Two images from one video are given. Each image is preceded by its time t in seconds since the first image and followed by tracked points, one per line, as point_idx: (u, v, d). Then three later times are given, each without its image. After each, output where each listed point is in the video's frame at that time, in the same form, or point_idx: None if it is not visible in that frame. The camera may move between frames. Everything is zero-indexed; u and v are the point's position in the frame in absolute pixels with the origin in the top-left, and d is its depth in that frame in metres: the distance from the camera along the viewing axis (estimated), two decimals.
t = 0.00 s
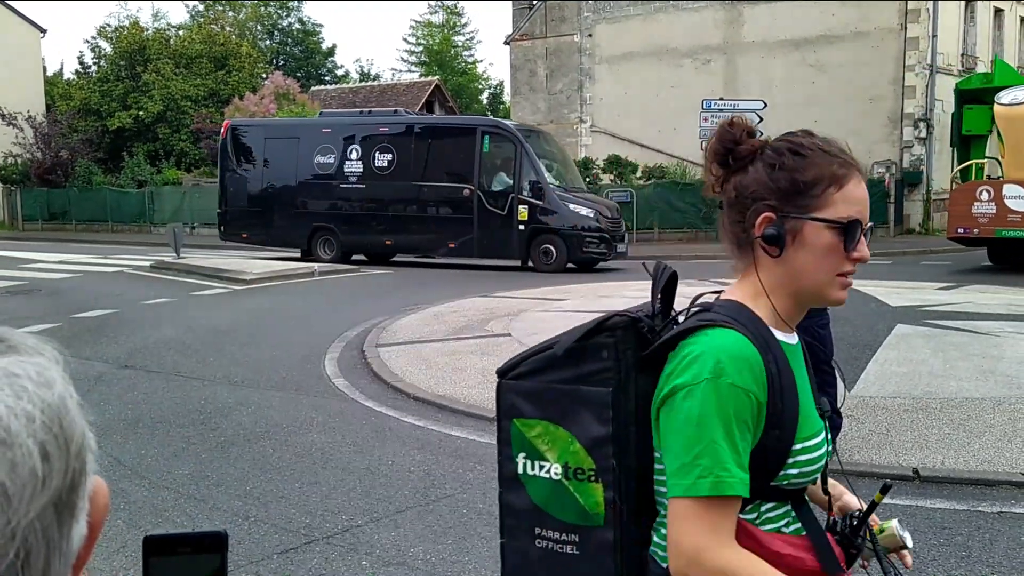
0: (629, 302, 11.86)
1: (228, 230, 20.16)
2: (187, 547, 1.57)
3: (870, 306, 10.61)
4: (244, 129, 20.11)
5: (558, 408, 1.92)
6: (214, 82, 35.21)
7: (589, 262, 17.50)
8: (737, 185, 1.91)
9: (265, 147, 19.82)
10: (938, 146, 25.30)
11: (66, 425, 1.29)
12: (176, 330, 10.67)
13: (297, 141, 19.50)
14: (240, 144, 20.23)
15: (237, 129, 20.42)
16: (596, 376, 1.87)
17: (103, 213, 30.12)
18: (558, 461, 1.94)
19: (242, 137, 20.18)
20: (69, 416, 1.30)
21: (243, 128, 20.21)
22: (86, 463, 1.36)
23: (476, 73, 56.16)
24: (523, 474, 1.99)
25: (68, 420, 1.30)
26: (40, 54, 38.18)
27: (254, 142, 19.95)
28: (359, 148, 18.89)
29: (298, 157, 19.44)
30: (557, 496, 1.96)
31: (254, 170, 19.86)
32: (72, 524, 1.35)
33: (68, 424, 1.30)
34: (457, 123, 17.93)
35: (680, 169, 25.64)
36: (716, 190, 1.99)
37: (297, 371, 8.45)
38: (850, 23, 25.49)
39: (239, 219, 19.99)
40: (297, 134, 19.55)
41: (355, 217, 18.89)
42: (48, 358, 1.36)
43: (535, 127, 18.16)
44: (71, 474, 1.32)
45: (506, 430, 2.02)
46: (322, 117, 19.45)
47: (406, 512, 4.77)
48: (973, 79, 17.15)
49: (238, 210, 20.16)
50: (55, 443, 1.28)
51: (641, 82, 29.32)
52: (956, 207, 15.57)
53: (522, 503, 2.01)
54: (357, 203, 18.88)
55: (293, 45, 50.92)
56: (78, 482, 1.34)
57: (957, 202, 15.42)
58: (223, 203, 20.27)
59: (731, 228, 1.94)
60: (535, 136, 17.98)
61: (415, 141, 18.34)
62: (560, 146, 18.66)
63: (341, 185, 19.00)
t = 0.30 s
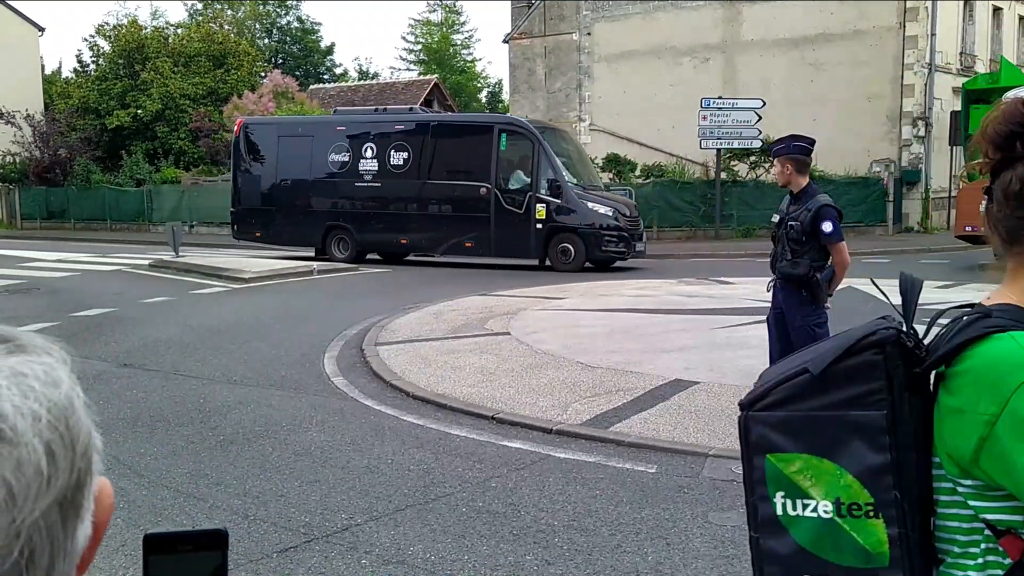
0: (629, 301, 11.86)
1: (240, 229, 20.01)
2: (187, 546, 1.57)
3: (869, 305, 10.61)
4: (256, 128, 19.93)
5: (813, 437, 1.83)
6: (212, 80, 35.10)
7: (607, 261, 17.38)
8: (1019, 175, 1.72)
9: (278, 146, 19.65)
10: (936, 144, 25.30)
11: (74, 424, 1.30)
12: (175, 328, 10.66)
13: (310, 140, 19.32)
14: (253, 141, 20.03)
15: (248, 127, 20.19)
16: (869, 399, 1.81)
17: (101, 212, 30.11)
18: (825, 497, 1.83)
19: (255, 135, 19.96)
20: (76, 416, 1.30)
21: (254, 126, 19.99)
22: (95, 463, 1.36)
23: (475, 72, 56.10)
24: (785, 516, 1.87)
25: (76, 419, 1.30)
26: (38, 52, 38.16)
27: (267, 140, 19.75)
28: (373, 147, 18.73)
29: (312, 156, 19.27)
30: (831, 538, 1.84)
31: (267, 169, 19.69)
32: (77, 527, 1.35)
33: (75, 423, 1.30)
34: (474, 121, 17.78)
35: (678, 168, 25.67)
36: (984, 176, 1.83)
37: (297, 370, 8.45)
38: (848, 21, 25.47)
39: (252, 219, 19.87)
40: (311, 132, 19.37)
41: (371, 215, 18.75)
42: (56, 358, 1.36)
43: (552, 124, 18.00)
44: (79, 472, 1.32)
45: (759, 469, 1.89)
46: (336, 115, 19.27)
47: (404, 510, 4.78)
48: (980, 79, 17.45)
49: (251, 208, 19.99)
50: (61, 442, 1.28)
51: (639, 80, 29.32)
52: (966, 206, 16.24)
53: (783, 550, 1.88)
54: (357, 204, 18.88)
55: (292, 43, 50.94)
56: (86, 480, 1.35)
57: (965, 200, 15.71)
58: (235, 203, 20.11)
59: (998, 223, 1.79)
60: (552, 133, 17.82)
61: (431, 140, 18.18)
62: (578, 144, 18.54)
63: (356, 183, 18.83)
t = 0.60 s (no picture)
0: (625, 300, 11.87)
1: (251, 229, 19.80)
2: (183, 545, 1.57)
3: (866, 304, 10.62)
4: (266, 128, 19.72)
5: None
6: (209, 79, 34.98)
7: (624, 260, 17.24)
8: None
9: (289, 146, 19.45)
10: (933, 143, 25.32)
11: (69, 431, 1.29)
12: (171, 328, 10.65)
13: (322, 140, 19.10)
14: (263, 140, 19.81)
15: (258, 126, 19.95)
16: None
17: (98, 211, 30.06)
18: None
19: (265, 134, 19.74)
20: (76, 421, 1.30)
21: (264, 125, 19.77)
22: (94, 467, 1.37)
23: (471, 71, 56.00)
24: None
25: (74, 424, 1.30)
26: (33, 51, 38.08)
27: (277, 139, 19.54)
28: (385, 146, 18.54)
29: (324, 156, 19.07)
30: None
31: (277, 170, 19.49)
32: (74, 530, 1.36)
33: (73, 427, 1.30)
34: (488, 119, 17.62)
35: (675, 167, 25.70)
36: None
37: (293, 369, 8.45)
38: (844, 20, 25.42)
39: (263, 219, 19.69)
40: (322, 131, 19.16)
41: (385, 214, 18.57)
42: (56, 361, 1.36)
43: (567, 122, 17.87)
44: (77, 476, 1.33)
45: None
46: (347, 113, 19.05)
47: (402, 509, 4.77)
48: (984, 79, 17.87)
49: (262, 208, 19.79)
50: (58, 445, 1.28)
51: (636, 79, 29.36)
52: (971, 204, 16.59)
53: None
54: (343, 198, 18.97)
55: (289, 42, 50.86)
56: (84, 485, 1.35)
57: (971, 199, 16.50)
58: (246, 204, 19.92)
59: None
60: (568, 132, 17.70)
61: (444, 138, 18.02)
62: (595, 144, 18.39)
63: (368, 182, 18.64)
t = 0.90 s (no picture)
0: (618, 299, 11.87)
1: (260, 228, 19.65)
2: (173, 547, 1.56)
3: (857, 302, 10.65)
4: (275, 126, 19.58)
5: None
6: (200, 77, 34.83)
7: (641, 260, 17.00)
8: None
9: (299, 145, 19.31)
10: (925, 143, 25.39)
11: (21, 452, 1.27)
12: (164, 327, 10.62)
13: (333, 139, 18.97)
14: (272, 139, 19.67)
15: (267, 124, 19.80)
16: None
17: (89, 210, 29.99)
18: None
19: (274, 133, 19.60)
20: (31, 436, 1.28)
21: (273, 124, 19.63)
22: (57, 482, 1.35)
23: (464, 70, 56.00)
24: None
25: (25, 444, 1.27)
26: (24, 50, 37.95)
27: (287, 137, 19.41)
28: (397, 145, 18.39)
29: (335, 156, 18.93)
30: None
31: (287, 169, 19.34)
32: (42, 545, 1.36)
33: (29, 443, 1.28)
34: (501, 117, 17.45)
35: (668, 166, 25.74)
36: None
37: (285, 368, 8.44)
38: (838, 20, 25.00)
39: (273, 218, 19.55)
40: (332, 129, 19.01)
41: (396, 213, 18.42)
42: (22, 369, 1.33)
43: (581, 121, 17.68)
44: (35, 492, 1.31)
45: None
46: (357, 112, 18.91)
47: (395, 509, 4.76)
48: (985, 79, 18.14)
49: (271, 207, 19.65)
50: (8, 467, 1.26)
51: (629, 78, 29.42)
52: (972, 202, 16.72)
53: None
54: (349, 199, 18.83)
55: (281, 40, 50.77)
56: (45, 502, 1.34)
57: (972, 198, 16.63)
58: (255, 203, 19.77)
59: None
60: (581, 130, 17.48)
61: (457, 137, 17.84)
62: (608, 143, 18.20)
63: (379, 181, 18.49)
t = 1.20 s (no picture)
0: (613, 297, 11.86)
1: (272, 227, 19.53)
2: (168, 547, 1.55)
3: (852, 301, 10.65)
4: (287, 124, 19.46)
5: None
6: (195, 75, 34.72)
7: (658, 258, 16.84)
8: None
9: (311, 143, 19.18)
10: (919, 142, 25.44)
11: None
12: (159, 326, 10.60)
13: (345, 137, 18.82)
14: (285, 137, 19.54)
15: (279, 122, 19.67)
16: None
17: (83, 209, 29.92)
18: None
19: (286, 131, 19.47)
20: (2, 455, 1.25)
21: (286, 122, 19.50)
22: (37, 493, 1.34)
23: (459, 68, 55.87)
24: None
25: None
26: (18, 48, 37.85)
27: (298, 135, 19.28)
28: (410, 143, 18.22)
29: (348, 153, 18.78)
30: None
31: (299, 168, 19.22)
32: (18, 560, 1.35)
33: None
34: (516, 115, 17.23)
35: (663, 164, 25.77)
36: None
37: (281, 367, 8.41)
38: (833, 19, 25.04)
39: (285, 217, 19.44)
40: (345, 127, 18.84)
41: (410, 211, 18.25)
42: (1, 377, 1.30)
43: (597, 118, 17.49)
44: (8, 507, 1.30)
45: None
46: (370, 109, 18.72)
47: (391, 508, 4.76)
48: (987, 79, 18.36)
49: (284, 206, 19.53)
50: None
51: (624, 77, 29.44)
52: (974, 201, 16.84)
53: None
54: (357, 197, 18.71)
55: (276, 38, 50.63)
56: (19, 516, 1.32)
57: (974, 197, 16.70)
58: (267, 202, 19.64)
59: None
60: (597, 128, 17.28)
61: (472, 135, 17.62)
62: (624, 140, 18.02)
63: (392, 179, 18.32)
